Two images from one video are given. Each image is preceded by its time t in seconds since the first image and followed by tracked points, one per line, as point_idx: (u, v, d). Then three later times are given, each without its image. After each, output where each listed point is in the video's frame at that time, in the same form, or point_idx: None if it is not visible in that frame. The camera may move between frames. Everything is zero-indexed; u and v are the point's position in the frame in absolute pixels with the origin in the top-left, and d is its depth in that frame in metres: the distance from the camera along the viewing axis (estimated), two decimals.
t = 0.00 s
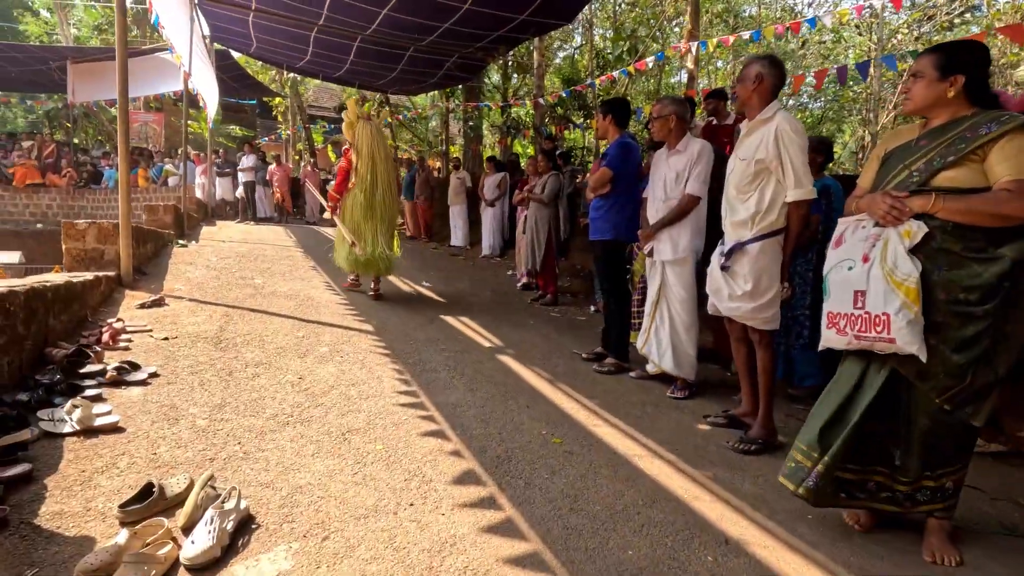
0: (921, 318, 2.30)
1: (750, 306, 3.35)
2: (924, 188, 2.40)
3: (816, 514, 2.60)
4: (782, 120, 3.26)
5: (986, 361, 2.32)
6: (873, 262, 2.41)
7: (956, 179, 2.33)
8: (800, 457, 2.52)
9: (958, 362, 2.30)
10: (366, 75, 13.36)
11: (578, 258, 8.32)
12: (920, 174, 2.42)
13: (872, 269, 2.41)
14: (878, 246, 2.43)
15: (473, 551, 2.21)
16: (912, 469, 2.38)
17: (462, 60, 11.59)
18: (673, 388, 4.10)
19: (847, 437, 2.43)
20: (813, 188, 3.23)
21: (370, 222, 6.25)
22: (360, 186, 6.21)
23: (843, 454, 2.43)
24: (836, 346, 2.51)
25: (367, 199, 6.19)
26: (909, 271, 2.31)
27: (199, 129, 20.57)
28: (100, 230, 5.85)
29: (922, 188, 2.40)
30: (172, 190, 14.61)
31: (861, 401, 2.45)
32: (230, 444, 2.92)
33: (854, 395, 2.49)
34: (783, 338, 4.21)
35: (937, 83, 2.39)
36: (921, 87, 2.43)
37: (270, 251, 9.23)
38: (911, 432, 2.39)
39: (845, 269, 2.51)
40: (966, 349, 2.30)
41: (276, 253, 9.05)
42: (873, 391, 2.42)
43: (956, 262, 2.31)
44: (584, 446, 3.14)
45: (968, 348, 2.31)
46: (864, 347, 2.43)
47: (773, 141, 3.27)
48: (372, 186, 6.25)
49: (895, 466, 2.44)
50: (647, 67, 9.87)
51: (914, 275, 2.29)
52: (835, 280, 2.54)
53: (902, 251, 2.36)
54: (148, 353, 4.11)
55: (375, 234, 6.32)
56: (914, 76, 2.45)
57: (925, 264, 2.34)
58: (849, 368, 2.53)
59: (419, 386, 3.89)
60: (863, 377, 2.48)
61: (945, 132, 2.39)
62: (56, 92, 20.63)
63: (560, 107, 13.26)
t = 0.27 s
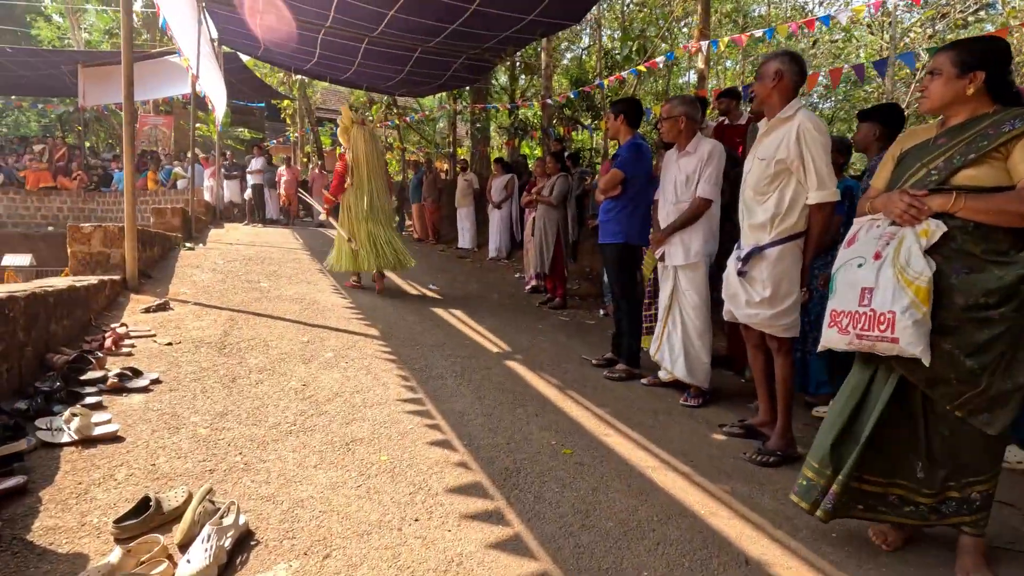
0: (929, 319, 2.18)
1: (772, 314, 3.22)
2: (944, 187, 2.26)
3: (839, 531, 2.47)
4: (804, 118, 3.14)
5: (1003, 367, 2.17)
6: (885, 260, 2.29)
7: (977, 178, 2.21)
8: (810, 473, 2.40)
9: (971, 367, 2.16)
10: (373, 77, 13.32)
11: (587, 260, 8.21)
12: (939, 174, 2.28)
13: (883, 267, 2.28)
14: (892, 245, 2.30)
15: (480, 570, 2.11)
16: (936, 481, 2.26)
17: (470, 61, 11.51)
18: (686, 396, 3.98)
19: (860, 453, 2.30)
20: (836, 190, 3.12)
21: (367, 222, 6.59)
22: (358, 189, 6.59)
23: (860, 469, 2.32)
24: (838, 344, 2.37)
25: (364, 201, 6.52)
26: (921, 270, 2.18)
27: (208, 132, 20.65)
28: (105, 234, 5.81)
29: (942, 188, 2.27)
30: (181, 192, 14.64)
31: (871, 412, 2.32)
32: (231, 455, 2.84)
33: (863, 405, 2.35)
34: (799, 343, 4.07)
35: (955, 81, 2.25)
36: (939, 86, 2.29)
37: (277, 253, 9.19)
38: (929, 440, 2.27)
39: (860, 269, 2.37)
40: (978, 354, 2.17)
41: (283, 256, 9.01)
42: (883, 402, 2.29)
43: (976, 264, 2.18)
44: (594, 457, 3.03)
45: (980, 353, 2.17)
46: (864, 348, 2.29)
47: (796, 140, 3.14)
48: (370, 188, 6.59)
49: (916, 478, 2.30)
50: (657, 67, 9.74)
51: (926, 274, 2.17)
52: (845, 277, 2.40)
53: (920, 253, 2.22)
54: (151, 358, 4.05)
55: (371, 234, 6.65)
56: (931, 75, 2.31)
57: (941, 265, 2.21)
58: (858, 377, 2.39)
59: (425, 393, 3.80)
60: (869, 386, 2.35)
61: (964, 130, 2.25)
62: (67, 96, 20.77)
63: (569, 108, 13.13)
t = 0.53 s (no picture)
0: (959, 322, 2.09)
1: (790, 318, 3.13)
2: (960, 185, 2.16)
3: (861, 543, 2.38)
4: (822, 115, 3.05)
5: None
6: (905, 262, 2.19)
7: (997, 174, 2.10)
8: (831, 476, 2.30)
9: (1001, 372, 2.06)
10: (381, 79, 13.34)
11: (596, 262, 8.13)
12: (955, 172, 2.18)
13: (904, 270, 2.19)
14: (910, 246, 2.20)
15: None
16: (960, 486, 2.17)
17: (477, 62, 11.48)
18: (698, 401, 3.89)
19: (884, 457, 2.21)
20: (856, 189, 3.02)
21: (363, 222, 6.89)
22: (353, 188, 6.83)
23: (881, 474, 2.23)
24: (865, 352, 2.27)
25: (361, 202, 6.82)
26: (947, 271, 2.09)
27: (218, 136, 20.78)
28: (113, 236, 5.82)
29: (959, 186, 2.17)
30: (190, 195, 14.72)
31: (895, 415, 2.23)
32: (235, 460, 2.80)
33: (886, 407, 2.26)
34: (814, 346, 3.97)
35: (971, 77, 2.16)
36: (954, 82, 2.20)
37: (285, 256, 9.19)
38: (953, 447, 2.18)
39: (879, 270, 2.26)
40: (1010, 357, 2.06)
41: (291, 258, 9.00)
42: (907, 404, 2.20)
43: (998, 262, 2.08)
44: (605, 463, 2.96)
45: (1010, 357, 2.06)
46: (895, 355, 2.20)
47: (814, 137, 3.06)
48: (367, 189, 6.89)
49: (940, 483, 2.20)
50: (667, 67, 9.65)
51: (951, 275, 2.08)
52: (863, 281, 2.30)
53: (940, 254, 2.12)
54: (157, 361, 4.02)
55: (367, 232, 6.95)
56: (946, 72, 2.23)
57: (963, 265, 2.12)
58: (880, 378, 2.30)
59: (433, 397, 3.75)
60: (894, 388, 2.25)
61: (979, 128, 2.16)
62: (79, 100, 21.00)
63: (577, 109, 13.06)
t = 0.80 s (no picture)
0: (978, 325, 1.95)
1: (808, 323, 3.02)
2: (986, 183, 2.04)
3: (885, 560, 2.26)
4: (841, 112, 2.94)
5: None
6: (923, 262, 2.06)
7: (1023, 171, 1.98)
8: (874, 503, 2.15)
9: None
10: (391, 83, 13.37)
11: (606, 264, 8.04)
12: (981, 170, 2.06)
13: (922, 270, 2.06)
14: (931, 245, 2.07)
15: None
16: (992, 501, 2.05)
17: (487, 65, 11.45)
18: (711, 408, 3.78)
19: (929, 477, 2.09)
20: (877, 189, 2.91)
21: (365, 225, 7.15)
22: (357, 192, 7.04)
23: (926, 491, 2.10)
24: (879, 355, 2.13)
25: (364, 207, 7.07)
26: (969, 273, 1.97)
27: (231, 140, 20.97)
28: (123, 240, 5.83)
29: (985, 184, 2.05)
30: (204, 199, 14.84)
31: (929, 429, 2.11)
32: (236, 467, 2.74)
33: (916, 419, 2.14)
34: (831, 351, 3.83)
35: (996, 71, 2.05)
36: (979, 77, 2.09)
37: (295, 259, 9.19)
38: (982, 457, 2.07)
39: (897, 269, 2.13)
40: None
41: (301, 262, 9.00)
42: (940, 417, 2.08)
43: None
44: (616, 473, 2.86)
45: None
46: (908, 358, 2.07)
47: (832, 135, 2.95)
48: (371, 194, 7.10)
49: (968, 497, 2.09)
50: (678, 67, 9.55)
51: (973, 276, 1.96)
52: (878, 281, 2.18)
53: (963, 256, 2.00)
54: (163, 366, 3.99)
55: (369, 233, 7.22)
56: (970, 66, 2.12)
57: (987, 266, 2.00)
58: (903, 390, 2.17)
59: (439, 403, 3.67)
60: (921, 400, 2.13)
61: (1004, 123, 2.05)
62: (96, 106, 21.31)
63: (587, 112, 12.96)
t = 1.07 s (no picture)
0: None
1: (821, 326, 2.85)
2: None
3: None
4: (863, 105, 2.76)
5: None
6: (964, 261, 1.88)
7: None
8: (912, 523, 1.99)
9: None
10: (403, 85, 13.33)
11: (619, 266, 7.88)
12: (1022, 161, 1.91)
13: (963, 270, 1.88)
14: (970, 243, 1.89)
15: None
16: None
17: (499, 65, 11.35)
18: (729, 415, 3.60)
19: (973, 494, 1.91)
20: (898, 186, 2.73)
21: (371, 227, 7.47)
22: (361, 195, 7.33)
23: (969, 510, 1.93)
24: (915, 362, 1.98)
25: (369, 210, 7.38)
26: (1015, 270, 1.76)
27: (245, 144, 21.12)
28: (131, 242, 5.80)
29: None
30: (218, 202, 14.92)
31: (972, 442, 1.93)
32: (232, 476, 2.64)
33: (957, 431, 1.96)
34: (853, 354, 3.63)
35: None
36: (1020, 60, 1.92)
37: (305, 261, 9.14)
38: None
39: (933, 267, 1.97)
40: None
41: (311, 264, 8.95)
42: (986, 430, 1.90)
43: None
44: (628, 485, 2.71)
45: None
46: (951, 366, 1.90)
47: (853, 129, 2.77)
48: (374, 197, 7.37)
49: (1016, 517, 1.91)
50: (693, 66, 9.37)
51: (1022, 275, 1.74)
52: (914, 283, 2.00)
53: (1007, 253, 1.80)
54: (165, 369, 3.92)
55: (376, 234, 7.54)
56: (1010, 49, 1.95)
57: None
58: (942, 400, 1.99)
59: (445, 410, 3.54)
60: (963, 410, 1.95)
61: None
62: (115, 111, 21.61)
63: (600, 112, 12.79)
